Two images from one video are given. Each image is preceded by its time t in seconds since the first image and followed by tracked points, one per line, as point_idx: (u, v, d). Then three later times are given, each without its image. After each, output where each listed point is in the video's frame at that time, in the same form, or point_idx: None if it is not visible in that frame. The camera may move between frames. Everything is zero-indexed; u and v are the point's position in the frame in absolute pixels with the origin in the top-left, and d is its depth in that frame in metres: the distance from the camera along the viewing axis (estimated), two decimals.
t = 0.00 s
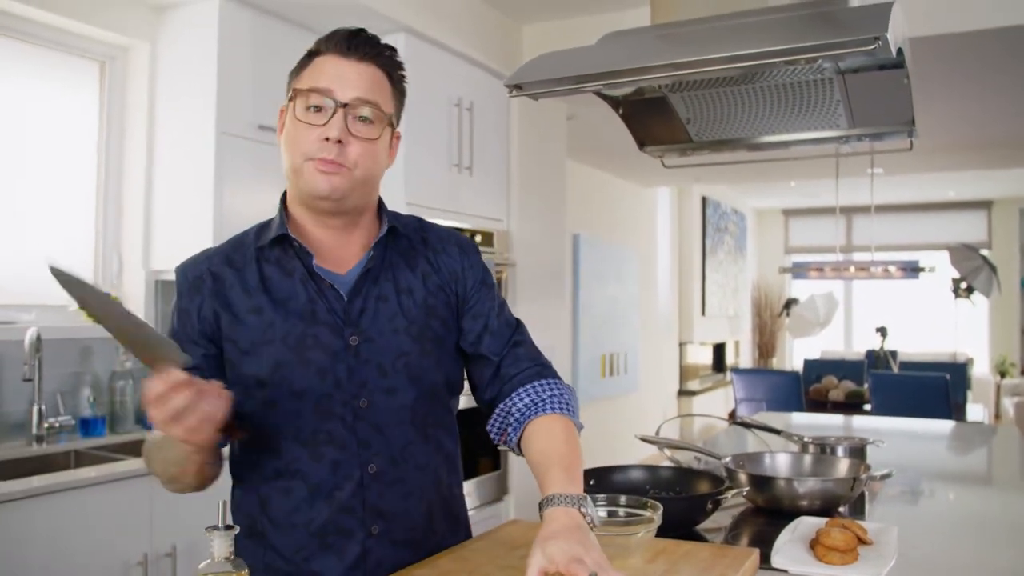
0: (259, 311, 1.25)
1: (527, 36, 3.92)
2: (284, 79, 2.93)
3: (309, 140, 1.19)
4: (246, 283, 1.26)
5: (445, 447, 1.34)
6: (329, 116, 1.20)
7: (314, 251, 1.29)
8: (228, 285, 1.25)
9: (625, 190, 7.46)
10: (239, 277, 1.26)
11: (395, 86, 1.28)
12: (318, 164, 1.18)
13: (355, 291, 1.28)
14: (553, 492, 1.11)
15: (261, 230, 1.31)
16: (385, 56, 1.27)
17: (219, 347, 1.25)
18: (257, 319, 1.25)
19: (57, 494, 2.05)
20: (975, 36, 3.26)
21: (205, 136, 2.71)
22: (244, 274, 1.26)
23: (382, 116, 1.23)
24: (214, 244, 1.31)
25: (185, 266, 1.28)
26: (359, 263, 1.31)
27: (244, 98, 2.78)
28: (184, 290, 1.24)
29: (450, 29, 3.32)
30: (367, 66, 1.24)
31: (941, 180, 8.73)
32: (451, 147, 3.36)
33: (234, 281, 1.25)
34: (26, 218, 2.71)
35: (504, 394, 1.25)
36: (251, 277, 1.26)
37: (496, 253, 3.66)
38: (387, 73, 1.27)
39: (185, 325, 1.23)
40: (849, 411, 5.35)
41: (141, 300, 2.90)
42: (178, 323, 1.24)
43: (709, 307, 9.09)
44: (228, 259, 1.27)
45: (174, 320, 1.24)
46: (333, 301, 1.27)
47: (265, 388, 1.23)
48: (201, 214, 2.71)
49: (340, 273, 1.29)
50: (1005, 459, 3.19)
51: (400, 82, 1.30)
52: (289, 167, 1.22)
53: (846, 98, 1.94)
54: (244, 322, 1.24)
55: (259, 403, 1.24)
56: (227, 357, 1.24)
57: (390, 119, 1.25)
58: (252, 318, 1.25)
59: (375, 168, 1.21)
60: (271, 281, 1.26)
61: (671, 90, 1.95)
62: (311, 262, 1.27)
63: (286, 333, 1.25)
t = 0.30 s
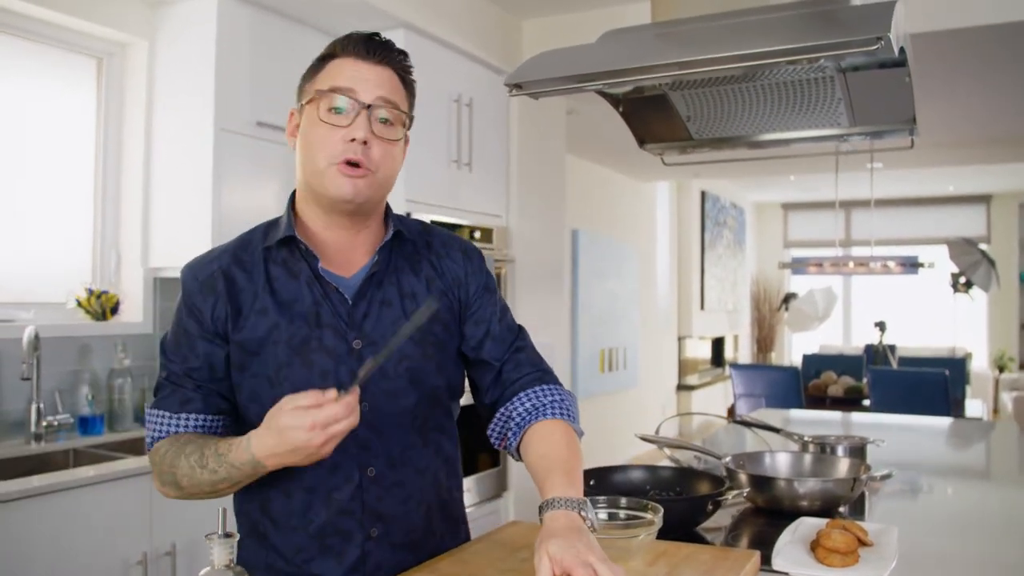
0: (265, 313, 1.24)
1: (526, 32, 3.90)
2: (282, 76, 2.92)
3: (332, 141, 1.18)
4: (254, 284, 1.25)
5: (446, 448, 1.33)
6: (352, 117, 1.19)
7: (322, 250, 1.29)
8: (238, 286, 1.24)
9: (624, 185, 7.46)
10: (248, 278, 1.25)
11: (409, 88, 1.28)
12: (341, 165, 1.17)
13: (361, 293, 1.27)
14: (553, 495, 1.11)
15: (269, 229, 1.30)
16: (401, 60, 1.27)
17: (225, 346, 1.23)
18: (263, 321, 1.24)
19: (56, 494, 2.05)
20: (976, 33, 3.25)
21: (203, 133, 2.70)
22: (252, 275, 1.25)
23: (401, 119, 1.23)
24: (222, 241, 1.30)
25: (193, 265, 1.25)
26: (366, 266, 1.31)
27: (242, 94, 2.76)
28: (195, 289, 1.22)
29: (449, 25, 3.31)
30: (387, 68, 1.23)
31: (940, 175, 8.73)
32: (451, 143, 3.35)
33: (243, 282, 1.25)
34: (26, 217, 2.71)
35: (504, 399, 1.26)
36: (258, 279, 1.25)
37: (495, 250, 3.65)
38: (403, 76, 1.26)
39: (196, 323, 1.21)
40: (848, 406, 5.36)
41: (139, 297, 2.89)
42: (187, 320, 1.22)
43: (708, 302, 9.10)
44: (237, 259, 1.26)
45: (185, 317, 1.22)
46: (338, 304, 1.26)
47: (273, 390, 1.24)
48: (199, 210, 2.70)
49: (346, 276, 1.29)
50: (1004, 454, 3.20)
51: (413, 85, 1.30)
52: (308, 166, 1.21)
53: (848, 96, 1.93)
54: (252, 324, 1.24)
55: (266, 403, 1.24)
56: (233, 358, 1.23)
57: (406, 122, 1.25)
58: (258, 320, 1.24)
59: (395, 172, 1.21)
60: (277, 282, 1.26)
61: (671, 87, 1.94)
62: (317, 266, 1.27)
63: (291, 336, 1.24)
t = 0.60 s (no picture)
0: (276, 321, 1.29)
1: (526, 28, 3.89)
2: (282, 74, 2.91)
3: (377, 189, 1.17)
4: (265, 291, 1.29)
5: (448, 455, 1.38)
6: (400, 166, 1.18)
7: (341, 259, 1.33)
8: (250, 292, 1.28)
9: (624, 182, 7.45)
10: (260, 284, 1.29)
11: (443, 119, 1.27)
12: (383, 217, 1.18)
13: (373, 305, 1.32)
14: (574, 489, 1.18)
15: (280, 235, 1.34)
16: (444, 95, 1.24)
17: (235, 351, 1.27)
18: (275, 329, 1.28)
19: (55, 496, 2.05)
20: (978, 30, 3.24)
21: (203, 132, 2.69)
22: (264, 282, 1.29)
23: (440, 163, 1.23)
24: (231, 244, 1.33)
25: (200, 269, 1.27)
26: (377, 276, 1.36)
27: (242, 94, 2.75)
28: (206, 292, 1.25)
29: (448, 22, 3.29)
30: (434, 112, 1.21)
31: (941, 171, 8.72)
32: (451, 141, 3.34)
33: (256, 289, 1.29)
34: (24, 215, 2.69)
35: (516, 404, 1.35)
36: (270, 286, 1.29)
37: (495, 248, 3.65)
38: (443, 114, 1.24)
39: (206, 326, 1.24)
40: (847, 404, 5.38)
41: (138, 297, 2.88)
42: (194, 324, 1.24)
43: (708, 299, 9.09)
44: (248, 264, 1.30)
45: (191, 321, 1.24)
46: (350, 314, 1.31)
47: (281, 398, 1.28)
48: (198, 209, 2.69)
49: (358, 286, 1.35)
50: (1004, 451, 3.19)
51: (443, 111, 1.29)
52: (344, 203, 1.20)
53: (851, 97, 1.92)
54: (263, 332, 1.28)
55: (276, 409, 1.29)
56: (243, 363, 1.28)
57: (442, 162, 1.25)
58: (269, 328, 1.28)
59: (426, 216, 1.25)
60: (289, 291, 1.30)
61: (673, 89, 1.93)
62: (331, 276, 1.31)
63: (303, 345, 1.29)
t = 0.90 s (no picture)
0: (286, 328, 1.35)
1: (528, 25, 3.87)
2: (285, 74, 2.92)
3: (403, 215, 1.25)
4: (275, 299, 1.35)
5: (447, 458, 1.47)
6: (426, 193, 1.25)
7: (354, 267, 1.40)
8: (259, 299, 1.34)
9: (625, 178, 7.43)
10: (270, 292, 1.35)
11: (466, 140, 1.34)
12: (406, 240, 1.27)
13: (385, 313, 1.39)
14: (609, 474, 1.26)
15: (290, 243, 1.40)
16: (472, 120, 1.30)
17: (243, 357, 1.33)
18: (285, 337, 1.34)
19: (57, 498, 2.05)
20: (982, 27, 3.22)
21: (205, 132, 2.68)
22: (274, 289, 1.36)
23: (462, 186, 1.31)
24: (238, 249, 1.38)
25: (207, 275, 1.33)
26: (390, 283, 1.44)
27: (244, 92, 2.75)
28: (215, 299, 1.31)
29: (450, 20, 3.29)
30: (462, 139, 1.28)
31: (943, 168, 8.70)
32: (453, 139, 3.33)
33: (265, 296, 1.35)
34: (22, 213, 2.68)
35: (535, 400, 1.43)
36: (280, 294, 1.36)
37: (497, 246, 3.65)
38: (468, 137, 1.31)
39: (215, 333, 1.30)
40: (847, 401, 5.40)
41: (141, 296, 2.87)
42: (202, 331, 1.30)
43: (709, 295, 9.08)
44: (257, 272, 1.36)
45: (199, 328, 1.30)
46: (361, 322, 1.37)
47: (290, 403, 1.35)
48: (200, 209, 2.69)
49: (370, 294, 1.42)
50: (1006, 448, 3.19)
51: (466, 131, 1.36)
52: (369, 223, 1.28)
53: (854, 97, 1.92)
54: (273, 339, 1.34)
55: (285, 415, 1.35)
56: (251, 369, 1.34)
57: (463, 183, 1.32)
58: (279, 335, 1.34)
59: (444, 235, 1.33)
60: (300, 299, 1.37)
61: (676, 90, 1.93)
62: (343, 284, 1.38)
63: (314, 352, 1.35)
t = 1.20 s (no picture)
0: (296, 323, 1.34)
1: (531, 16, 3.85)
2: (289, 66, 2.91)
3: (409, 211, 1.25)
4: (284, 294, 1.35)
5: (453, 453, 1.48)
6: (432, 189, 1.25)
7: (362, 263, 1.40)
8: (269, 293, 1.34)
9: (627, 168, 7.41)
10: (279, 286, 1.35)
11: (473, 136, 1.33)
12: (412, 235, 1.27)
13: (393, 309, 1.40)
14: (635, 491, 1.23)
15: (298, 238, 1.40)
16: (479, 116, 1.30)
17: (254, 351, 1.32)
18: (295, 332, 1.34)
19: (59, 492, 2.05)
20: (988, 18, 3.20)
21: (208, 124, 2.67)
22: (283, 284, 1.35)
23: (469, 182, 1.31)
24: (244, 244, 1.37)
25: (218, 269, 1.31)
26: (398, 278, 1.45)
27: (247, 85, 2.74)
28: (227, 293, 1.29)
29: (452, 10, 3.27)
30: (468, 134, 1.27)
31: (946, 158, 8.67)
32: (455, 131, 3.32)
33: (275, 291, 1.34)
34: (25, 206, 2.68)
35: (552, 401, 1.41)
36: (290, 289, 1.35)
37: (500, 238, 3.65)
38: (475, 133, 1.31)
39: (228, 327, 1.28)
40: (850, 392, 5.39)
41: (144, 289, 2.87)
42: (216, 324, 1.27)
43: (711, 285, 9.07)
44: (267, 266, 1.35)
45: (213, 321, 1.27)
46: (369, 318, 1.38)
47: (300, 398, 1.34)
48: (203, 201, 2.69)
49: (378, 289, 1.43)
50: (1008, 438, 3.20)
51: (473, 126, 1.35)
52: (376, 219, 1.28)
53: (859, 91, 1.91)
54: (282, 334, 1.33)
55: (292, 411, 1.34)
56: (262, 364, 1.32)
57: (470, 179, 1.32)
58: (288, 329, 1.34)
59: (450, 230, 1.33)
60: (309, 294, 1.36)
61: (680, 83, 1.93)
62: (351, 279, 1.39)
63: (323, 347, 1.35)
